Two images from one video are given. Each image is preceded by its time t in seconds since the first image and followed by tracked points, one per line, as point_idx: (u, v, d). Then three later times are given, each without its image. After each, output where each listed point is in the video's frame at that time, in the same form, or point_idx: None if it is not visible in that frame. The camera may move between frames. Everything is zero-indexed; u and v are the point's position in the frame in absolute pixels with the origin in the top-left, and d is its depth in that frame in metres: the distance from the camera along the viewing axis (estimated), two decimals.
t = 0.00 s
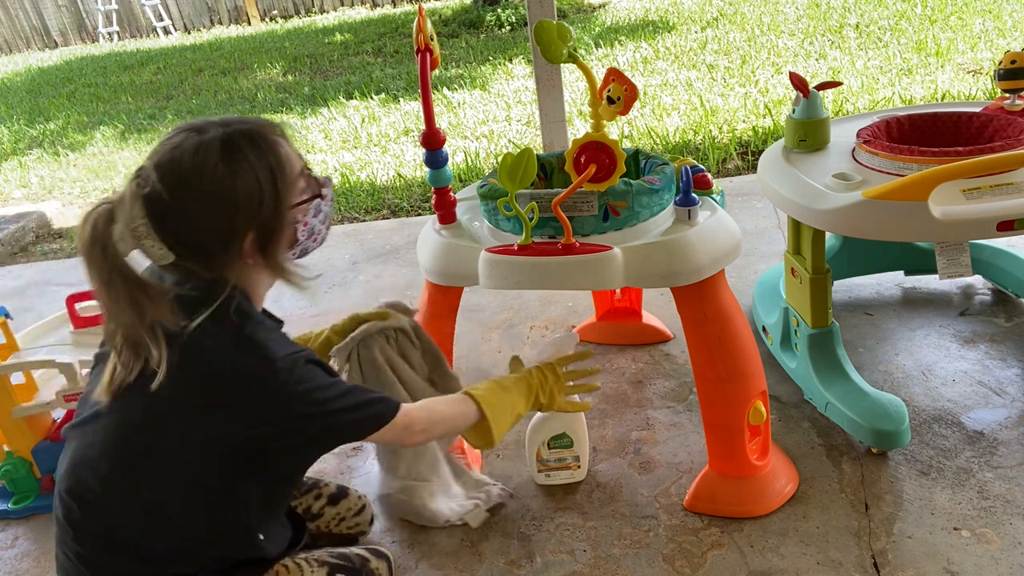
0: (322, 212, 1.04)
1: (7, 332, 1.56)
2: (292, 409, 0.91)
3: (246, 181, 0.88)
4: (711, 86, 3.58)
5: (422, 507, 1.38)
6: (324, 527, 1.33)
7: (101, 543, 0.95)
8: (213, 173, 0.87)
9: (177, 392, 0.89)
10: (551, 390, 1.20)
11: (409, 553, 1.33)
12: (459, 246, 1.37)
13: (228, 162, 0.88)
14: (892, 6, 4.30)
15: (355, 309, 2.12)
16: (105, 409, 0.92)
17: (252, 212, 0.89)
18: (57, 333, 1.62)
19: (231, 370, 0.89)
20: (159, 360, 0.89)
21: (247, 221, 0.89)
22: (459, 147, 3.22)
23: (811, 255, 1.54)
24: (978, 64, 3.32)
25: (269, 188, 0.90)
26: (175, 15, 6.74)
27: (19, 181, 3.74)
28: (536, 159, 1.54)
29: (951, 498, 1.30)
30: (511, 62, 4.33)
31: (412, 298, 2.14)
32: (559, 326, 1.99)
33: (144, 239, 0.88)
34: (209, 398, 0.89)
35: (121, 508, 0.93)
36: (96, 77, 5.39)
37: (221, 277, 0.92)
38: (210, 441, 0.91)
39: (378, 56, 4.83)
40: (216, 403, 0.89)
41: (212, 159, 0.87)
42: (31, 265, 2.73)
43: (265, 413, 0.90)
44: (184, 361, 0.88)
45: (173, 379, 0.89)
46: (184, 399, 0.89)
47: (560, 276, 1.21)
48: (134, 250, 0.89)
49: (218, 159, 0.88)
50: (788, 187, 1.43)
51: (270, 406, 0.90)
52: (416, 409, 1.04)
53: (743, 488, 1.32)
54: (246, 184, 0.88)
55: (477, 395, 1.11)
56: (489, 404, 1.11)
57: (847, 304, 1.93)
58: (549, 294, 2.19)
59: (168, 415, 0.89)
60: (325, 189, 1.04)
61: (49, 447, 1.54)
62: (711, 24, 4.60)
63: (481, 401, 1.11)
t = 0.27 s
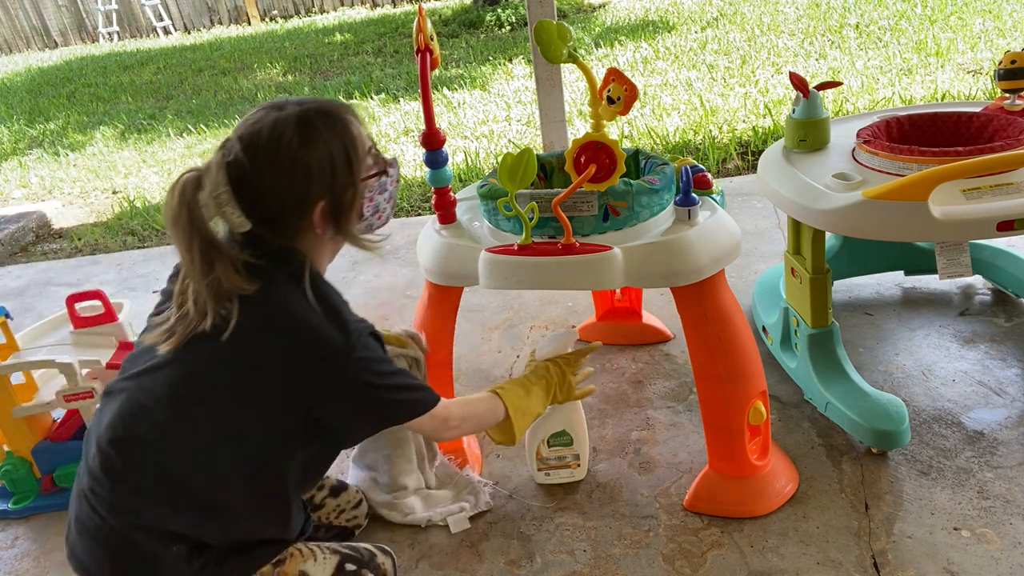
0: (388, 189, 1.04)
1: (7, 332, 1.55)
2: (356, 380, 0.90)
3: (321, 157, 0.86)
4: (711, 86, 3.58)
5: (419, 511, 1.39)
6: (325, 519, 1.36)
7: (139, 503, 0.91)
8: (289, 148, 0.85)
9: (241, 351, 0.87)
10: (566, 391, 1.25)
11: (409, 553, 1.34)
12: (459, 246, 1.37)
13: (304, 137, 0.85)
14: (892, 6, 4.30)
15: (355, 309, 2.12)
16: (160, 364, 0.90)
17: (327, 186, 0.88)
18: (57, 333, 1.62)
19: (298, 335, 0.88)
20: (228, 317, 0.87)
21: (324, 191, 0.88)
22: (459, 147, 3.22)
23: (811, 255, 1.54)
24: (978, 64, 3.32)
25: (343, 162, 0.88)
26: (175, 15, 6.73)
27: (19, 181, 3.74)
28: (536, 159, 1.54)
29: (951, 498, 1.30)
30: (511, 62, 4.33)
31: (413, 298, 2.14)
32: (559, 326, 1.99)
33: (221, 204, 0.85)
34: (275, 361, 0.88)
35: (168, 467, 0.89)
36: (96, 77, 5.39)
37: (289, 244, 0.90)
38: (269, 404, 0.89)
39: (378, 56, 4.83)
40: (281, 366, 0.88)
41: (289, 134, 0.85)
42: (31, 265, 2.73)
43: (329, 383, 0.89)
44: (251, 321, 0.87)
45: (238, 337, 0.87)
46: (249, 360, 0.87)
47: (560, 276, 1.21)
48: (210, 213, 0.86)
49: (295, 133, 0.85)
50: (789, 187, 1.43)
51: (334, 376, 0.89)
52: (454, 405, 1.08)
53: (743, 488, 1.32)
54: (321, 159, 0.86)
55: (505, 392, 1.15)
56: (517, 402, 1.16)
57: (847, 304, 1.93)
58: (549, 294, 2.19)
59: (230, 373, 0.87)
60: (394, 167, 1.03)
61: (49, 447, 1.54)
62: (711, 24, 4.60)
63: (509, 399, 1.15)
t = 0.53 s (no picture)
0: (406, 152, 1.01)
1: (7, 332, 1.55)
2: (378, 321, 0.88)
3: (355, 87, 0.87)
4: (711, 86, 3.58)
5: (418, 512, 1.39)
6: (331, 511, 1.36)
7: (164, 447, 0.87)
8: (326, 75, 0.85)
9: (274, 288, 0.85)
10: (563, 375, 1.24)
11: (409, 552, 1.34)
12: (459, 246, 1.37)
13: (342, 67, 0.86)
14: (892, 6, 4.30)
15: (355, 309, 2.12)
16: (187, 302, 0.87)
17: (355, 115, 0.88)
18: (57, 333, 1.62)
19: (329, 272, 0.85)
20: (261, 236, 0.85)
21: (347, 119, 0.87)
22: (459, 147, 3.22)
23: (811, 255, 1.54)
24: (978, 64, 3.32)
25: (374, 96, 0.89)
26: (175, 15, 6.74)
27: (19, 181, 3.74)
28: (536, 159, 1.54)
29: (951, 498, 1.30)
30: (511, 62, 4.33)
31: (413, 298, 2.14)
32: (560, 326, 1.99)
33: (244, 121, 0.84)
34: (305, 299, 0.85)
35: (193, 406, 0.87)
36: (96, 77, 5.39)
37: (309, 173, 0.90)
38: (298, 345, 0.87)
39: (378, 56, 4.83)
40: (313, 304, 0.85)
41: (327, 62, 0.85)
42: (32, 265, 2.73)
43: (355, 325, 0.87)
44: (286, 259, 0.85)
45: (267, 269, 0.85)
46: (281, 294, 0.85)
47: (560, 276, 1.21)
48: (234, 130, 0.85)
49: (333, 62, 0.85)
50: (789, 187, 1.43)
51: (360, 314, 0.87)
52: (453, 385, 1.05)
53: (743, 488, 1.32)
54: (355, 89, 0.87)
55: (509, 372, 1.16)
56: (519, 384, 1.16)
57: (847, 304, 1.93)
58: (549, 294, 2.19)
59: (265, 312, 0.85)
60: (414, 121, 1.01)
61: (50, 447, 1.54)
62: (711, 24, 4.60)
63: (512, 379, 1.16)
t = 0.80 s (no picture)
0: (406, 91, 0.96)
1: (7, 332, 1.55)
2: (349, 258, 0.82)
3: (353, 12, 0.81)
4: (711, 86, 3.58)
5: (418, 512, 1.39)
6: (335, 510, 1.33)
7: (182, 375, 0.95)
8: None
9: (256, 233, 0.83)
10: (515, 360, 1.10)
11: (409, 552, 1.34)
12: (459, 245, 1.37)
13: None
14: (892, 6, 4.30)
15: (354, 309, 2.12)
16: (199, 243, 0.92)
17: (350, 38, 0.82)
18: (57, 333, 1.61)
19: (302, 207, 0.81)
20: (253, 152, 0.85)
21: (344, 41, 0.82)
22: (459, 147, 3.22)
23: (811, 255, 1.54)
24: (978, 64, 3.32)
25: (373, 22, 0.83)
26: (175, 15, 6.74)
27: (19, 181, 3.74)
28: (536, 159, 1.54)
29: (951, 498, 1.30)
30: (511, 62, 4.33)
31: (413, 298, 2.14)
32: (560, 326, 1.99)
33: (237, 35, 0.79)
34: (282, 241, 0.82)
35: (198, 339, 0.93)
36: (96, 77, 5.39)
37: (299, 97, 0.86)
38: (291, 291, 0.86)
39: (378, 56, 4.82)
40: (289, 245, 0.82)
41: None
42: (31, 265, 2.73)
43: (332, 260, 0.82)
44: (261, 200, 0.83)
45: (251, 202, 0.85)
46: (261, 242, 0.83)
47: (560, 276, 1.21)
48: (228, 45, 0.80)
49: None
50: (789, 187, 1.43)
51: (331, 248, 0.82)
52: (374, 368, 0.91)
53: (744, 488, 1.32)
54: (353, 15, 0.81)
55: (440, 363, 1.03)
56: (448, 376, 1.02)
57: (847, 304, 1.93)
58: (549, 294, 2.19)
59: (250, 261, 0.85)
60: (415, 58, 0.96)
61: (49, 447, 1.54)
62: (711, 24, 4.60)
63: (445, 370, 1.03)
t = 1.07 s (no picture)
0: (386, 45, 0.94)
1: (7, 332, 1.56)
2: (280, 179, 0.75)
3: None
4: (711, 86, 3.58)
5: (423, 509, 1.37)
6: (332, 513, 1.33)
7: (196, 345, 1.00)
8: None
9: (229, 184, 0.82)
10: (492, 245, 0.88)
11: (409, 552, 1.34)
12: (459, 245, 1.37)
13: None
14: (892, 6, 4.30)
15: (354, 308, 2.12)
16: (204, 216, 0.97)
17: None
18: (57, 333, 1.61)
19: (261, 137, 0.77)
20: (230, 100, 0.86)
21: None
22: (459, 147, 3.22)
23: (811, 255, 1.54)
24: (978, 64, 3.32)
25: None
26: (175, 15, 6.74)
27: (19, 181, 3.75)
28: (536, 159, 1.54)
29: (951, 498, 1.30)
30: (511, 62, 4.33)
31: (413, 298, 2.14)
32: (560, 326, 1.99)
33: None
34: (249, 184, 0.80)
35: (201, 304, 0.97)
36: (96, 77, 5.39)
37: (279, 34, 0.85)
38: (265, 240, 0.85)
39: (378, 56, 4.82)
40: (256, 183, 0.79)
41: None
42: (31, 265, 2.73)
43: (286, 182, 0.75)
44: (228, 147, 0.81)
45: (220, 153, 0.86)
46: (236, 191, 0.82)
47: (560, 276, 1.21)
48: None
49: None
50: (788, 187, 1.43)
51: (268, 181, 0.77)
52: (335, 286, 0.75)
53: (744, 488, 1.32)
54: None
55: (411, 260, 0.81)
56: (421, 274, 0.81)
57: (847, 304, 1.93)
58: (549, 293, 2.19)
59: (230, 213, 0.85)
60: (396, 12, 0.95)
61: (49, 447, 1.54)
62: (711, 24, 4.60)
63: (420, 268, 0.81)
